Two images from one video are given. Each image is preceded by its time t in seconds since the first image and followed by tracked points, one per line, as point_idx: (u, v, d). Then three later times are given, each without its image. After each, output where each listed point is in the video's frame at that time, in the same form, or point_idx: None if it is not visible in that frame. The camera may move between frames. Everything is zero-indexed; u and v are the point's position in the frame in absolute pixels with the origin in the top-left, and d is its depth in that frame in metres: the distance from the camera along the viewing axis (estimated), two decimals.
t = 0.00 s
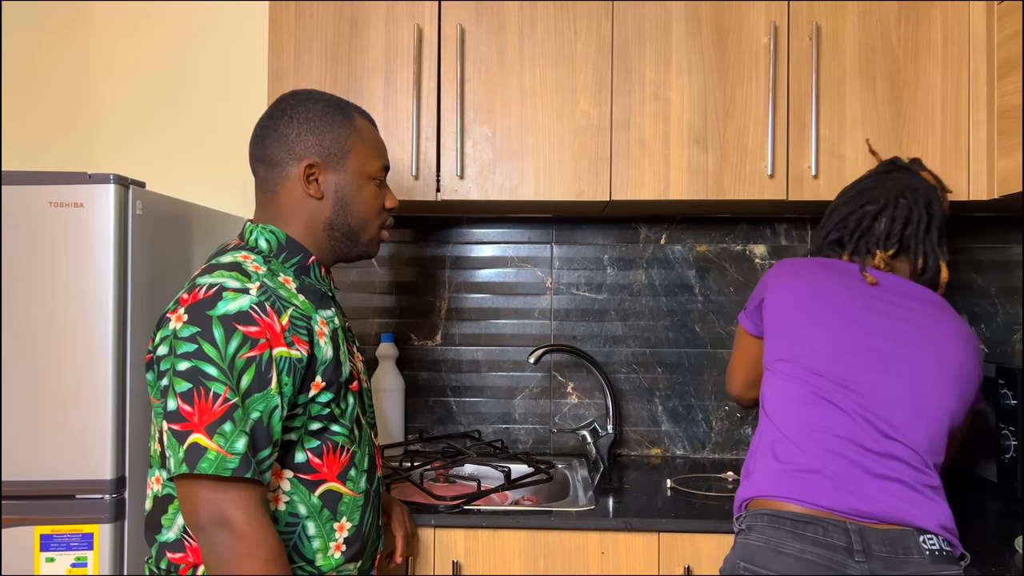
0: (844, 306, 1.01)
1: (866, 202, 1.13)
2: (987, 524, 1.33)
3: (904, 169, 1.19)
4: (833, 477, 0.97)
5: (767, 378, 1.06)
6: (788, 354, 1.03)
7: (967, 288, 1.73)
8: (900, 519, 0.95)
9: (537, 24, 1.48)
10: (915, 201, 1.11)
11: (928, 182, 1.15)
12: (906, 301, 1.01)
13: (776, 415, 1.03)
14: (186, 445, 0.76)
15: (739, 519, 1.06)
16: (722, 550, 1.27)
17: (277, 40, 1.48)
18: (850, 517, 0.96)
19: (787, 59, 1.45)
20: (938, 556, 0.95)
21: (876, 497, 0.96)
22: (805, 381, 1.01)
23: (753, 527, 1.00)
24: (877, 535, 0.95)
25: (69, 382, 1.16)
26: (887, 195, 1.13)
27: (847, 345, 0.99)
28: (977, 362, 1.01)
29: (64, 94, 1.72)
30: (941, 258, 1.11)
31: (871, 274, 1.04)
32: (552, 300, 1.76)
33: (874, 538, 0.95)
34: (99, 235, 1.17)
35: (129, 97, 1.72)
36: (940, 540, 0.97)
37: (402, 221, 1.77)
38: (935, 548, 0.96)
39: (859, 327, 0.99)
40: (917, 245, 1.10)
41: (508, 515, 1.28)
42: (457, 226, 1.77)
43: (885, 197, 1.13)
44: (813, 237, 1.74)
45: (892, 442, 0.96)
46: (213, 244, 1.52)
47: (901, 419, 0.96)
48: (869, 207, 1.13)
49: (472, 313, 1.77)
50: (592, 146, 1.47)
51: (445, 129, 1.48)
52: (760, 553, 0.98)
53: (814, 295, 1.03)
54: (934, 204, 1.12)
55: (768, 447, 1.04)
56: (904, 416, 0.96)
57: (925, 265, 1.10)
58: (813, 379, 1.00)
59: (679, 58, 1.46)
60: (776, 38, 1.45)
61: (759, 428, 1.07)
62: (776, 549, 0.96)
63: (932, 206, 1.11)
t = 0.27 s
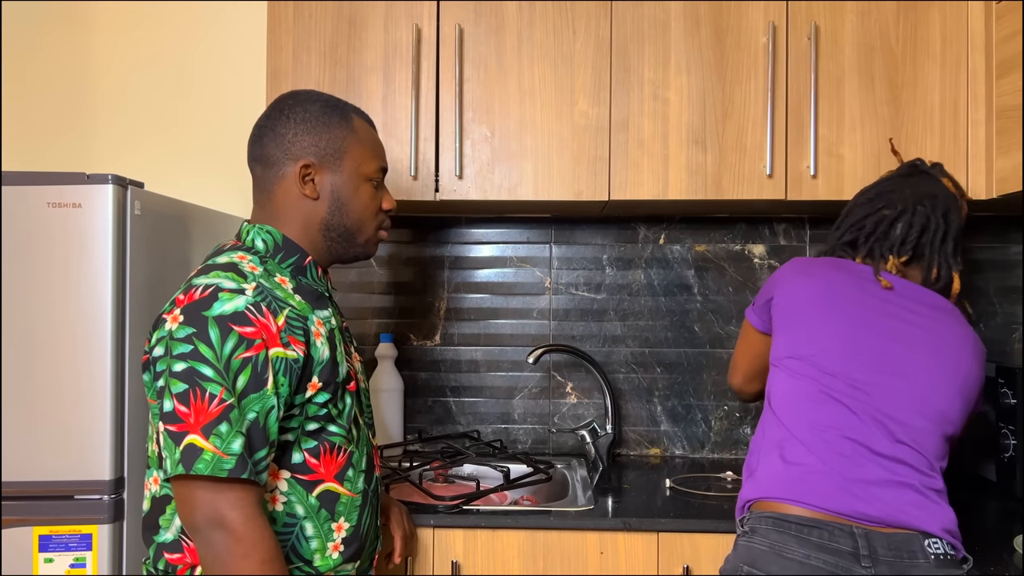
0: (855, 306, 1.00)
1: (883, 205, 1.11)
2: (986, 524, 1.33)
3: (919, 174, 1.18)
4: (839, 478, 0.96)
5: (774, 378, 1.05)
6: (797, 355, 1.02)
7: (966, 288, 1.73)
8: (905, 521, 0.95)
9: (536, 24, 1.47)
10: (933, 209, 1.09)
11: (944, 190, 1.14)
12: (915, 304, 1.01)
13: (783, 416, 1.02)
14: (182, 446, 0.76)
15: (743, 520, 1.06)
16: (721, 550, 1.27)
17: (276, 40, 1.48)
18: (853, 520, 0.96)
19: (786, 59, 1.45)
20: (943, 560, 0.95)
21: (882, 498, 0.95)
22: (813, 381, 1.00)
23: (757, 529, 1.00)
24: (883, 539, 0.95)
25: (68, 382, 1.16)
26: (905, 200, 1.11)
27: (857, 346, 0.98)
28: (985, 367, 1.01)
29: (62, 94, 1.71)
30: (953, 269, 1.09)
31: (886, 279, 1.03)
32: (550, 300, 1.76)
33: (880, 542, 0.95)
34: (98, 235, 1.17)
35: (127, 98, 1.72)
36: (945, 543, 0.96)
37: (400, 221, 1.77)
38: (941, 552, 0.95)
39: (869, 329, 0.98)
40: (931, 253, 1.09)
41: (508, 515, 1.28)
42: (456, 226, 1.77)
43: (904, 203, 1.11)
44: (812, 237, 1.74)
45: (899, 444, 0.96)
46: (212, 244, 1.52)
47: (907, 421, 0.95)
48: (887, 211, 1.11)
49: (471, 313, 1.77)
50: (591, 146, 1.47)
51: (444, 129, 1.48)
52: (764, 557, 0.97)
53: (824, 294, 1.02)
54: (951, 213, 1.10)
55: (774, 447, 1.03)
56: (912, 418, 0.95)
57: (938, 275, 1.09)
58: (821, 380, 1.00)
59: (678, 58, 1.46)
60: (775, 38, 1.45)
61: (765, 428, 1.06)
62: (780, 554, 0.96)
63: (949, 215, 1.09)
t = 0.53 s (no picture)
0: (857, 306, 0.99)
1: (897, 203, 1.10)
2: (984, 523, 1.34)
3: (928, 173, 1.17)
4: (836, 480, 0.96)
5: (775, 377, 1.06)
6: (798, 355, 1.02)
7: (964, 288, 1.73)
8: (902, 523, 0.94)
9: (534, 24, 1.48)
10: (946, 208, 1.08)
11: (955, 189, 1.12)
12: (919, 304, 0.99)
13: (784, 417, 1.03)
14: (178, 447, 0.76)
15: (741, 520, 1.06)
16: (720, 550, 1.27)
17: (274, 40, 1.48)
18: (850, 522, 0.96)
19: (784, 58, 1.45)
20: (941, 562, 0.94)
21: (879, 500, 0.95)
22: (814, 382, 1.00)
23: (753, 530, 1.01)
24: (878, 540, 0.95)
25: (67, 383, 1.16)
26: (919, 198, 1.09)
27: (857, 347, 0.98)
28: (995, 367, 0.99)
29: (61, 94, 1.71)
30: (965, 269, 1.08)
31: (897, 280, 1.02)
32: (549, 300, 1.77)
33: (875, 544, 0.95)
34: (96, 236, 1.17)
35: (126, 98, 1.72)
36: (946, 545, 0.95)
37: (399, 221, 1.77)
38: (940, 554, 0.94)
39: (869, 330, 0.98)
40: (945, 252, 1.07)
41: (507, 515, 1.28)
42: (455, 226, 1.78)
43: (919, 201, 1.09)
44: (810, 237, 1.74)
45: (900, 446, 0.95)
46: (211, 245, 1.52)
47: (907, 423, 0.95)
48: (900, 208, 1.09)
49: (470, 313, 1.77)
50: (590, 146, 1.47)
51: (442, 129, 1.48)
52: (758, 558, 0.98)
53: (826, 294, 1.01)
54: (965, 213, 1.08)
55: (775, 446, 1.03)
56: (912, 420, 0.95)
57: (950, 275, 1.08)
58: (820, 381, 0.99)
59: (676, 58, 1.46)
60: (773, 38, 1.45)
61: (768, 427, 1.07)
62: (773, 555, 0.97)
63: (962, 215, 1.08)
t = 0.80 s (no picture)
0: (857, 306, 0.99)
1: (905, 199, 1.09)
2: (983, 522, 1.34)
3: (936, 165, 1.15)
4: (835, 480, 0.96)
5: (775, 376, 1.06)
6: (798, 355, 1.02)
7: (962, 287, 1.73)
8: (900, 524, 0.95)
9: (532, 25, 1.48)
10: (956, 205, 1.07)
11: (963, 184, 1.11)
12: (919, 303, 0.99)
13: (783, 416, 1.03)
14: (174, 448, 0.76)
15: (739, 520, 1.07)
16: (718, 549, 1.28)
17: (272, 40, 1.48)
18: (848, 522, 0.96)
19: (782, 58, 1.45)
20: (939, 562, 0.94)
21: (877, 501, 0.95)
22: (813, 381, 1.00)
23: (751, 530, 1.01)
24: (875, 541, 0.95)
25: (67, 383, 1.16)
26: (928, 194, 1.08)
27: (857, 347, 0.98)
28: (996, 367, 0.99)
29: (59, 95, 1.71)
30: (971, 267, 1.07)
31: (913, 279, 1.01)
32: (548, 300, 1.77)
33: (872, 545, 0.95)
34: (95, 237, 1.17)
35: (124, 98, 1.72)
36: (945, 546, 0.96)
37: (396, 221, 1.77)
38: (937, 555, 0.94)
39: (869, 329, 0.98)
40: (953, 250, 1.07)
41: (505, 515, 1.28)
42: (453, 226, 1.78)
43: (928, 197, 1.08)
44: (809, 236, 1.74)
45: (898, 446, 0.95)
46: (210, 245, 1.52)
47: (906, 423, 0.95)
48: (910, 204, 1.08)
49: (468, 313, 1.77)
50: (588, 146, 1.47)
51: (440, 129, 1.48)
52: (755, 559, 0.99)
53: (826, 293, 1.01)
54: (973, 209, 1.08)
55: (773, 446, 1.03)
56: (911, 421, 0.95)
57: (957, 273, 1.08)
58: (819, 381, 0.99)
59: (674, 58, 1.46)
60: (771, 38, 1.45)
61: (767, 426, 1.07)
62: (771, 556, 0.98)
63: (971, 212, 1.07)
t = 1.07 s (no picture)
0: (856, 305, 0.99)
1: (909, 200, 1.10)
2: (981, 521, 1.34)
3: (944, 169, 1.16)
4: (833, 478, 0.97)
5: (773, 375, 1.06)
6: (796, 354, 1.02)
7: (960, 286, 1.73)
8: (898, 522, 0.95)
9: (530, 25, 1.48)
10: (959, 208, 1.07)
11: (969, 187, 1.12)
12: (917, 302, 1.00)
13: (781, 415, 1.03)
14: (168, 449, 0.76)
15: (738, 520, 1.06)
16: (716, 548, 1.28)
17: (270, 40, 1.48)
18: (848, 521, 0.96)
19: (779, 58, 1.46)
20: (938, 560, 0.94)
21: (875, 499, 0.95)
22: (812, 381, 1.00)
23: (751, 530, 1.01)
24: (876, 540, 0.95)
25: (64, 384, 1.16)
26: (932, 196, 1.09)
27: (855, 346, 0.98)
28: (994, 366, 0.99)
29: (57, 95, 1.71)
30: (974, 272, 1.07)
31: (909, 282, 1.01)
32: (546, 299, 1.77)
33: (873, 544, 0.95)
34: (92, 237, 1.17)
35: (122, 99, 1.72)
36: (942, 544, 0.96)
37: (394, 221, 1.77)
38: (936, 553, 0.95)
39: (867, 328, 0.98)
40: (955, 253, 1.07)
41: (504, 515, 1.28)
42: (451, 225, 1.78)
43: (933, 198, 1.09)
44: (807, 235, 1.74)
45: (897, 445, 0.95)
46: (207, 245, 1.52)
47: (904, 422, 0.95)
48: (913, 206, 1.09)
49: (467, 312, 1.77)
50: (587, 146, 1.47)
51: (439, 129, 1.48)
52: (756, 558, 0.99)
53: (825, 293, 1.02)
54: (978, 214, 1.08)
55: (772, 445, 1.04)
56: (909, 420, 0.95)
57: (959, 278, 1.07)
58: (818, 380, 1.00)
59: (672, 57, 1.47)
60: (768, 37, 1.45)
61: (765, 425, 1.07)
62: (772, 556, 0.97)
63: (974, 215, 1.07)
